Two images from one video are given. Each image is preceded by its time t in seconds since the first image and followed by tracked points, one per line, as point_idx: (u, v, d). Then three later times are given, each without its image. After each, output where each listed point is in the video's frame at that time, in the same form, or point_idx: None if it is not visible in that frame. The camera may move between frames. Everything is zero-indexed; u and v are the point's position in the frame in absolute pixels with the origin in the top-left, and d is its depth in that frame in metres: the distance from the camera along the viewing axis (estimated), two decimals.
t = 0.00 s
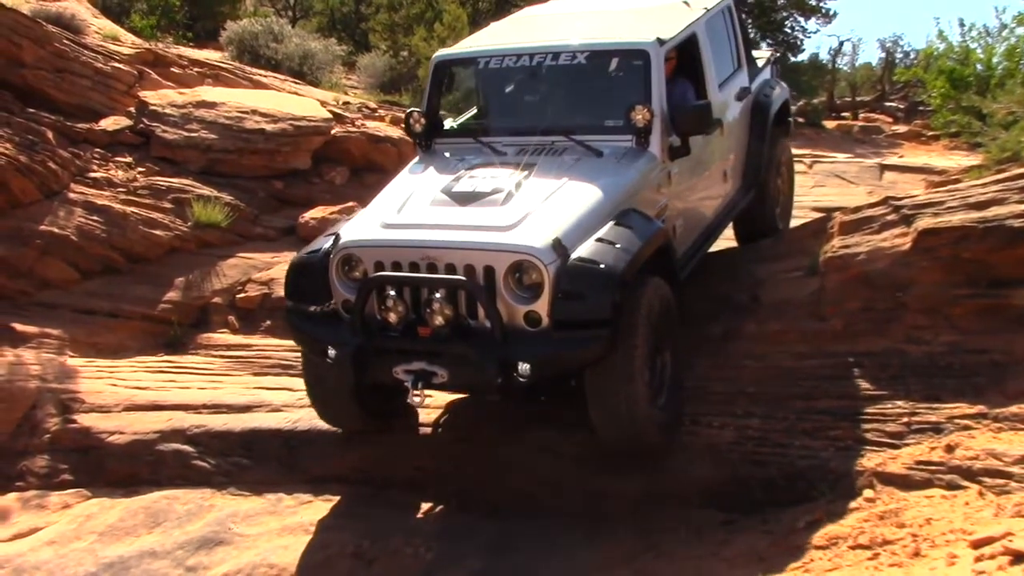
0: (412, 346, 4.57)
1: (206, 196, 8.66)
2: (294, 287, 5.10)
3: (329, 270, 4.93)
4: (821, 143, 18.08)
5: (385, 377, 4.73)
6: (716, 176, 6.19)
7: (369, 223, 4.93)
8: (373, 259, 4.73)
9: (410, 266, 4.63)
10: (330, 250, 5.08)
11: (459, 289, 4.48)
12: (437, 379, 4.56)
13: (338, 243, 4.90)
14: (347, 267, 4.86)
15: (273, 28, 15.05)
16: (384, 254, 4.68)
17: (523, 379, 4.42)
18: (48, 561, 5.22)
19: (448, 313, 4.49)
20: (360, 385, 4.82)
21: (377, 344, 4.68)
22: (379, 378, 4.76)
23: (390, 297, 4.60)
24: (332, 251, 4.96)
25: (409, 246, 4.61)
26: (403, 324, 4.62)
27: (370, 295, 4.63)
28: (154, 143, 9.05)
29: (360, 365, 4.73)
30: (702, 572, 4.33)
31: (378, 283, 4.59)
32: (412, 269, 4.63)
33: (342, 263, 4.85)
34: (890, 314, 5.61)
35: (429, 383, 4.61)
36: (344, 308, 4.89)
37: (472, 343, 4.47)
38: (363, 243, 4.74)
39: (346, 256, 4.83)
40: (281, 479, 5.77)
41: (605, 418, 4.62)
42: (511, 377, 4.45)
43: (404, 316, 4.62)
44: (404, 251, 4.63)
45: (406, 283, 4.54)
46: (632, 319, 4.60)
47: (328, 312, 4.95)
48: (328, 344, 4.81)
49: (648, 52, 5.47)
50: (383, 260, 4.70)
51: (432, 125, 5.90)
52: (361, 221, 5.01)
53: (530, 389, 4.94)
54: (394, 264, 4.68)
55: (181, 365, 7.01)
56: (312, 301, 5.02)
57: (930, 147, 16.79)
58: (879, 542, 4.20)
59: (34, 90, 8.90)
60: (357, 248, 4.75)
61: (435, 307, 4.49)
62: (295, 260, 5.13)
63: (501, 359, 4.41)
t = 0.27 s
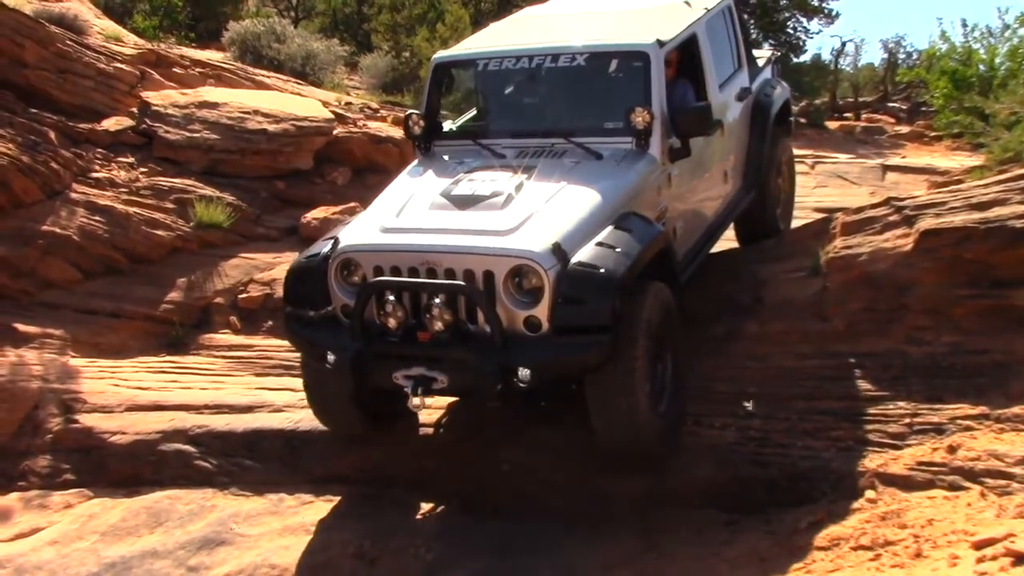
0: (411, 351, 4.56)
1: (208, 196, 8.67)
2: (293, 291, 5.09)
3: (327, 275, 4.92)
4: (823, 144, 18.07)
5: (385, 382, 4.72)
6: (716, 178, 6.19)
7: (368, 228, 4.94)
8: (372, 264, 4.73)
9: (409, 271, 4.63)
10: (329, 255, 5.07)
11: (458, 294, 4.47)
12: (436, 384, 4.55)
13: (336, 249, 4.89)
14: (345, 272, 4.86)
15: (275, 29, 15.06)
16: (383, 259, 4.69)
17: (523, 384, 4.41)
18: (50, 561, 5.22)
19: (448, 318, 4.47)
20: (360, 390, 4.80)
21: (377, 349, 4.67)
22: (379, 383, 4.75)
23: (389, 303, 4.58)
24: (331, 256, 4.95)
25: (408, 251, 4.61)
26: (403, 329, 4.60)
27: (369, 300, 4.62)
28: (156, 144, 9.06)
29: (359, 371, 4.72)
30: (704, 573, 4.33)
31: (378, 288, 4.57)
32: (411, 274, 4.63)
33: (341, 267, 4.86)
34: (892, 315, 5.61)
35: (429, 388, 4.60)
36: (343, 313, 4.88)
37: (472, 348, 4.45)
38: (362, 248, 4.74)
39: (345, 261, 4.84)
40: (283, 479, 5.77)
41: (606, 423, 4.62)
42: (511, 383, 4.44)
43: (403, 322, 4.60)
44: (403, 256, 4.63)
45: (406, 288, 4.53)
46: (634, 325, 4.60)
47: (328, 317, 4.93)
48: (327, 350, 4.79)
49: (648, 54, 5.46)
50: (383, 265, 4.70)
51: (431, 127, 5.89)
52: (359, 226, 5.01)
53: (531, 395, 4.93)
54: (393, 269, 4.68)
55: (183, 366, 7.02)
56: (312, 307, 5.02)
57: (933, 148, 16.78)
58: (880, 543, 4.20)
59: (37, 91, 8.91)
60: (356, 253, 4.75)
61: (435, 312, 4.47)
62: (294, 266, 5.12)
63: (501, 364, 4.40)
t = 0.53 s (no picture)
0: (409, 360, 4.56)
1: (210, 196, 8.67)
2: (288, 298, 5.07)
3: (324, 282, 4.91)
4: (825, 146, 18.06)
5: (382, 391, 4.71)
6: (716, 181, 6.19)
7: (365, 235, 4.93)
8: (369, 272, 4.73)
9: (406, 279, 4.62)
10: (325, 262, 5.02)
11: (456, 304, 4.47)
12: (434, 394, 4.55)
13: (333, 256, 4.89)
14: (342, 280, 4.85)
15: (277, 29, 15.07)
16: (380, 267, 4.68)
17: (521, 394, 4.41)
18: (50, 560, 5.22)
19: (445, 328, 4.49)
20: (357, 399, 4.79)
21: (374, 358, 4.66)
22: (376, 392, 4.75)
23: (386, 312, 4.59)
24: (327, 263, 4.95)
25: (405, 259, 4.60)
26: (400, 338, 4.60)
27: (366, 308, 4.63)
28: (158, 143, 9.07)
29: (356, 379, 4.71)
30: (704, 573, 4.33)
31: (376, 297, 4.58)
32: (409, 282, 4.63)
33: (337, 275, 4.84)
34: (893, 316, 5.61)
35: (426, 398, 4.60)
36: (340, 321, 4.88)
37: (469, 357, 4.45)
38: (359, 255, 4.73)
39: (341, 269, 4.83)
40: (284, 479, 5.77)
41: (604, 432, 4.62)
42: (509, 393, 4.44)
43: (400, 330, 4.60)
44: (400, 264, 4.62)
45: (403, 297, 4.53)
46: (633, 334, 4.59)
47: (325, 325, 4.93)
48: (324, 358, 4.79)
49: (647, 57, 5.45)
50: (380, 273, 4.70)
51: (427, 131, 5.91)
52: (356, 233, 5.01)
53: (528, 404, 4.92)
54: (390, 277, 4.67)
55: (184, 365, 7.02)
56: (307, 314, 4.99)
57: (934, 150, 16.78)
58: (881, 545, 4.20)
59: (39, 90, 8.91)
60: (352, 261, 4.75)
61: (432, 321, 4.49)
62: (290, 272, 5.12)
63: (500, 374, 4.40)
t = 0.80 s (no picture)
0: (404, 374, 4.52)
1: (211, 195, 8.68)
2: (282, 308, 5.02)
3: (318, 294, 4.87)
4: (826, 147, 18.06)
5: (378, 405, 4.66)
6: (713, 184, 6.18)
7: (359, 245, 4.89)
8: (364, 283, 4.68)
9: (401, 290, 4.57)
10: (319, 272, 4.95)
11: (451, 316, 4.43)
12: (429, 409, 4.48)
13: (327, 267, 4.85)
14: (336, 291, 4.82)
15: (279, 28, 15.07)
16: (374, 278, 4.63)
17: (518, 409, 4.35)
18: (50, 559, 5.23)
19: (439, 341, 4.43)
20: (352, 414, 4.74)
21: (369, 372, 4.62)
22: (372, 406, 4.70)
23: (381, 324, 4.55)
24: (321, 274, 4.90)
25: (400, 270, 4.55)
26: (395, 351, 4.56)
27: (360, 321, 4.60)
28: (160, 142, 9.08)
29: (352, 394, 4.66)
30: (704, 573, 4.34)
31: (370, 309, 4.56)
32: (403, 294, 4.58)
33: (331, 286, 4.81)
34: (893, 319, 5.61)
35: (422, 412, 4.52)
36: (335, 333, 4.82)
37: (465, 370, 4.42)
38: (353, 267, 4.68)
39: (335, 280, 4.79)
40: (284, 478, 5.78)
41: (603, 449, 4.54)
42: (506, 408, 4.37)
43: (395, 343, 4.56)
44: (394, 275, 4.57)
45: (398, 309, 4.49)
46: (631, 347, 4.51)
47: (320, 338, 4.89)
48: (319, 371, 4.73)
49: (643, 61, 5.43)
50: (375, 284, 4.65)
51: (422, 136, 5.89)
52: (350, 242, 4.96)
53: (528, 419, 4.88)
54: (385, 288, 4.62)
55: (184, 364, 7.02)
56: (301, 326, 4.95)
57: (936, 152, 16.78)
58: (881, 547, 4.20)
59: (41, 88, 8.92)
60: (346, 272, 4.70)
61: (426, 335, 4.44)
62: (284, 283, 5.07)
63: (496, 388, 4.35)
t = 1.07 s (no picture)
0: (401, 388, 4.47)
1: (212, 196, 8.68)
2: (276, 318, 4.96)
3: (312, 305, 4.81)
4: (827, 147, 18.06)
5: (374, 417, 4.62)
6: (711, 187, 6.16)
7: (353, 256, 4.85)
8: (359, 296, 4.63)
9: (396, 303, 4.53)
10: (313, 283, 4.90)
11: (447, 330, 4.39)
12: (426, 423, 4.44)
13: (321, 278, 4.79)
14: (330, 303, 4.76)
15: (280, 29, 15.07)
16: (369, 291, 4.59)
17: (515, 423, 4.31)
18: (51, 559, 5.23)
19: (435, 355, 4.38)
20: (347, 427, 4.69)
21: (365, 386, 4.57)
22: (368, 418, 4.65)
23: (377, 337, 4.51)
24: (315, 286, 4.85)
25: (395, 283, 4.51)
26: (390, 364, 4.52)
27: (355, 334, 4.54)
28: (160, 143, 9.08)
29: (347, 407, 4.61)
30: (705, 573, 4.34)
31: (365, 323, 4.51)
32: (399, 307, 4.53)
33: (325, 298, 4.75)
34: (894, 319, 5.61)
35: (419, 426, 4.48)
36: (330, 346, 4.77)
37: (462, 384, 4.37)
38: (348, 279, 4.64)
39: (330, 292, 4.73)
40: (285, 478, 5.78)
41: (601, 464, 4.49)
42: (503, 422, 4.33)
43: (390, 357, 4.51)
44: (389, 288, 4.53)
45: (394, 323, 4.45)
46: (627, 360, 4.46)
47: (314, 349, 4.82)
48: (314, 385, 4.68)
49: (638, 65, 5.39)
50: (370, 297, 4.61)
51: (417, 141, 5.86)
52: (344, 253, 4.92)
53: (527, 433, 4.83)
54: (380, 301, 4.58)
55: (186, 365, 7.03)
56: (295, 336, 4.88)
57: (936, 152, 16.77)
58: (881, 547, 4.20)
59: (42, 89, 8.92)
60: (340, 285, 4.65)
61: (422, 349, 4.40)
62: (276, 295, 5.00)
63: (492, 403, 4.31)
